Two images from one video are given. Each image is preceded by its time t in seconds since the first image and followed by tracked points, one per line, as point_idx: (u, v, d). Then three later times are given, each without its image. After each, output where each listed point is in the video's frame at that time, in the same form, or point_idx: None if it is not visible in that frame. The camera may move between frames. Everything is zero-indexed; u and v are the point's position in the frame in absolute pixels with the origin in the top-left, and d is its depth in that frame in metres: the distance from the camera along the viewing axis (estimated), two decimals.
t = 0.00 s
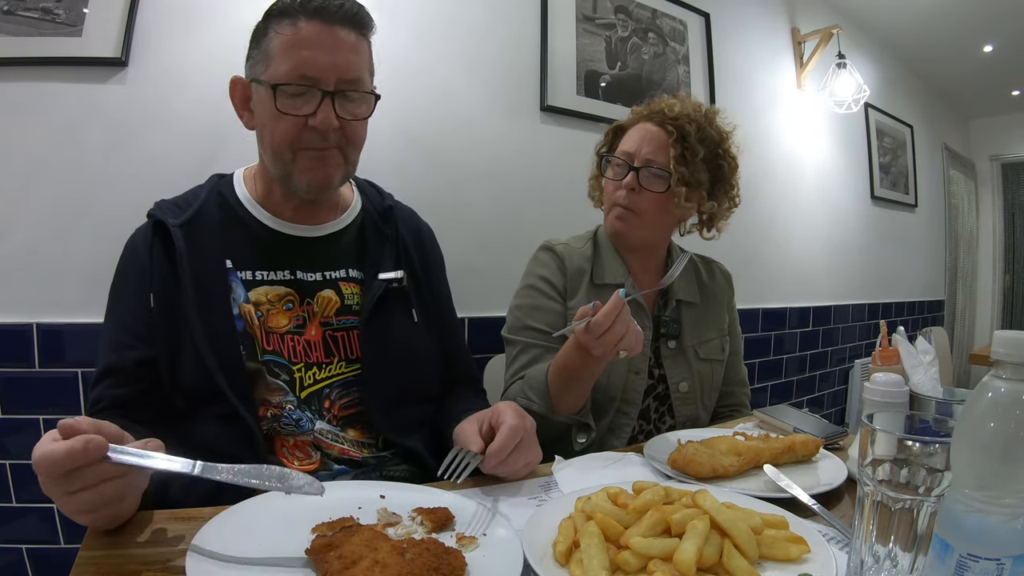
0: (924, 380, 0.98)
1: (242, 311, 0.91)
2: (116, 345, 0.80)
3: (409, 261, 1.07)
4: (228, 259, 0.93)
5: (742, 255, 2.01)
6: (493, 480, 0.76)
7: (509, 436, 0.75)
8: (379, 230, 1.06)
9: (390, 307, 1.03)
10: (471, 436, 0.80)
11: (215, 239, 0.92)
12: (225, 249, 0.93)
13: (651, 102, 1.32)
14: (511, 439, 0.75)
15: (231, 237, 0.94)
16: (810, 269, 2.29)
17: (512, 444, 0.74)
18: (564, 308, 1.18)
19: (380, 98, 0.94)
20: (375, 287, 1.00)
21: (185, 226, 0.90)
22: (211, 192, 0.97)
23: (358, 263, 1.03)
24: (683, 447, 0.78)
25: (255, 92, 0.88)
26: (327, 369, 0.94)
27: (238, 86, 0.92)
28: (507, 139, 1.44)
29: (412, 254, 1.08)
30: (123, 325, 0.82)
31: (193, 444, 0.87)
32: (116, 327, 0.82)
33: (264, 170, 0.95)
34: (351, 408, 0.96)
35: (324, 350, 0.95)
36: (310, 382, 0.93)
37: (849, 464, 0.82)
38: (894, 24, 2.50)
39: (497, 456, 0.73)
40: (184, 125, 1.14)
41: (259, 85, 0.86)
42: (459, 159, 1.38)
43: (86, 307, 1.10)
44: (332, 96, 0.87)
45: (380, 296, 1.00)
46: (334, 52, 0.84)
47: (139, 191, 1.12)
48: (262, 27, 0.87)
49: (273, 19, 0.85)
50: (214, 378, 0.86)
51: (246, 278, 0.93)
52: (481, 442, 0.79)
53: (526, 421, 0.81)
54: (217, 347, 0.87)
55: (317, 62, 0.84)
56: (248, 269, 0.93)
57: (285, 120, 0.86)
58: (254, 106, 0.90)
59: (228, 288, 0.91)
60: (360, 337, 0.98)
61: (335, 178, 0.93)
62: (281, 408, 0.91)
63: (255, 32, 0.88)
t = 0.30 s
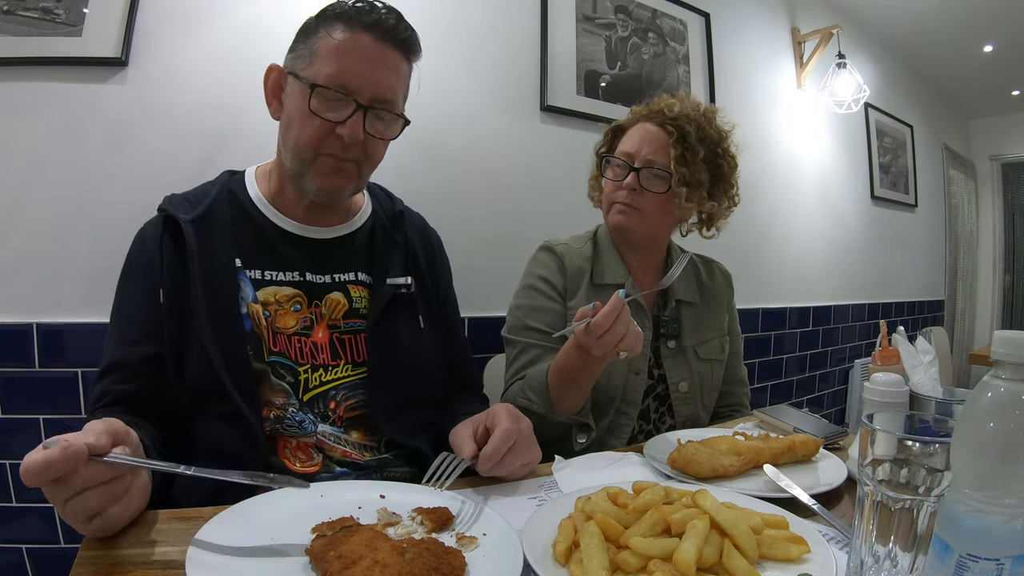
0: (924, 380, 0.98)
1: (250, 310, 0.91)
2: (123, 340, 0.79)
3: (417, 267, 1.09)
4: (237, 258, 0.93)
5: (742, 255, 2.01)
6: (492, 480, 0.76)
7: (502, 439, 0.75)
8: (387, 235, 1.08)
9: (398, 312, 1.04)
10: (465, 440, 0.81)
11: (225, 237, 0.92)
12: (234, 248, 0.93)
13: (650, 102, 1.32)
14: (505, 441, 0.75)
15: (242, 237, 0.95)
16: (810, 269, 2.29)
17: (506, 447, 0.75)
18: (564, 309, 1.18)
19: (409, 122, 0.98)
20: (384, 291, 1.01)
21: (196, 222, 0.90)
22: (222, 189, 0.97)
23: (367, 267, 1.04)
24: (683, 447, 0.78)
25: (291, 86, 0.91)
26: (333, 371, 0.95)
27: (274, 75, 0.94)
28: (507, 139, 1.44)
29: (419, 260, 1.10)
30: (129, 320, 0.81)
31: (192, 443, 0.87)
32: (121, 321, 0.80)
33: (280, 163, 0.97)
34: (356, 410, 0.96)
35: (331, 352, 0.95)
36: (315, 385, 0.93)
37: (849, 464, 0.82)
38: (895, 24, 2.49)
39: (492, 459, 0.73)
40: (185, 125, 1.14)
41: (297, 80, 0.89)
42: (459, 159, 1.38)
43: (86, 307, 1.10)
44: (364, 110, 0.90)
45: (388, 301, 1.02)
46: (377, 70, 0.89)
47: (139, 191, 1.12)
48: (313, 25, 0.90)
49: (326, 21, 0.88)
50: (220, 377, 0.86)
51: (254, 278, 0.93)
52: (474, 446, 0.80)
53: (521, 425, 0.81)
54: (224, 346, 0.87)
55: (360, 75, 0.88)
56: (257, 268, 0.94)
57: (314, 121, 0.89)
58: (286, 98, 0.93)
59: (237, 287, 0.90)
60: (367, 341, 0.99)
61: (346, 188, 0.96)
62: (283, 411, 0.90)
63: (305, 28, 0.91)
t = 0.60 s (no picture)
0: (924, 380, 0.98)
1: (261, 310, 0.91)
2: (133, 334, 0.79)
3: (427, 274, 1.10)
4: (250, 257, 0.93)
5: (742, 254, 2.01)
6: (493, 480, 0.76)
7: (500, 436, 0.75)
8: (399, 240, 1.09)
9: (407, 317, 1.04)
10: (463, 437, 0.81)
11: (238, 235, 0.91)
12: (248, 246, 0.93)
13: (650, 102, 1.32)
14: (502, 439, 0.75)
15: (255, 237, 0.95)
16: (810, 269, 2.29)
17: (504, 444, 0.75)
18: (564, 309, 1.18)
19: (428, 131, 0.99)
20: (394, 297, 1.02)
21: (211, 219, 0.90)
22: (236, 186, 0.97)
23: (378, 271, 1.05)
24: (683, 447, 0.79)
25: (314, 89, 0.92)
26: (342, 373, 0.95)
27: (297, 74, 0.96)
28: (507, 139, 1.44)
29: (430, 266, 1.10)
30: (140, 314, 0.81)
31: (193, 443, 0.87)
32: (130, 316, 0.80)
33: (298, 165, 0.98)
34: (363, 412, 0.96)
35: (340, 354, 0.96)
36: (323, 386, 0.93)
37: (849, 464, 0.82)
38: (894, 24, 2.49)
39: (489, 457, 0.73)
40: (186, 124, 1.14)
41: (320, 82, 0.90)
42: (459, 158, 1.38)
43: (86, 307, 1.10)
44: (385, 117, 0.91)
45: (398, 306, 1.03)
46: (402, 79, 0.90)
47: (139, 190, 1.12)
48: (340, 29, 0.91)
49: (354, 26, 0.89)
50: (227, 375, 0.85)
51: (266, 277, 0.93)
52: (472, 445, 0.79)
53: (518, 423, 0.81)
54: (234, 345, 0.87)
55: (384, 82, 0.89)
56: (269, 268, 0.94)
57: (335, 125, 0.90)
58: (308, 100, 0.94)
59: (250, 287, 0.90)
60: (376, 344, 0.99)
61: (362, 193, 0.96)
62: (291, 412, 0.90)
63: (332, 30, 0.92)
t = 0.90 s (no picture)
0: (924, 380, 0.99)
1: (268, 307, 0.91)
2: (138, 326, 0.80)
3: (435, 278, 1.10)
4: (258, 254, 0.93)
5: (742, 254, 2.01)
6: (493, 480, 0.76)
7: (502, 436, 0.75)
8: (407, 243, 1.09)
9: (414, 319, 1.04)
10: (465, 437, 0.81)
11: (247, 232, 0.92)
12: (256, 245, 0.93)
13: (650, 102, 1.32)
14: (505, 439, 0.75)
15: (264, 235, 0.95)
16: (810, 269, 2.29)
17: (506, 445, 0.75)
18: (564, 309, 1.18)
19: (443, 138, 1.01)
20: (401, 299, 1.02)
21: (221, 214, 0.90)
22: (247, 184, 0.97)
23: (385, 272, 1.05)
24: (683, 447, 0.79)
25: (335, 88, 0.92)
26: (346, 373, 0.95)
27: (318, 75, 0.96)
28: (507, 138, 1.44)
29: (437, 270, 1.11)
30: (146, 307, 0.82)
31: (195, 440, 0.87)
32: (139, 308, 0.81)
33: (312, 164, 0.98)
34: (366, 413, 0.96)
35: (345, 354, 0.96)
36: (327, 385, 0.93)
37: (849, 464, 0.82)
38: (895, 24, 2.49)
39: (491, 458, 0.73)
40: (186, 124, 1.14)
41: (342, 83, 0.91)
42: (458, 158, 1.38)
43: (87, 306, 1.10)
44: (404, 120, 0.92)
45: (405, 309, 1.02)
46: (423, 86, 0.92)
47: (139, 190, 1.12)
48: (364, 33, 0.92)
49: (379, 30, 0.90)
50: (231, 372, 0.85)
51: (274, 275, 0.93)
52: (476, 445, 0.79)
53: (522, 424, 0.81)
54: (239, 342, 0.86)
55: (407, 87, 0.90)
56: (277, 265, 0.94)
57: (354, 124, 0.91)
58: (328, 99, 0.94)
59: (257, 285, 0.90)
60: (381, 345, 0.99)
61: (376, 194, 0.97)
62: (294, 410, 0.90)
63: (355, 34, 0.93)
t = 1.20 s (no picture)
0: (924, 380, 0.99)
1: (270, 304, 0.91)
2: (137, 323, 0.81)
3: (436, 278, 1.10)
4: (261, 251, 0.93)
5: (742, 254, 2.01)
6: (493, 480, 0.76)
7: (503, 437, 0.75)
8: (409, 242, 1.09)
9: (415, 318, 1.05)
10: (466, 436, 0.81)
11: (250, 229, 0.92)
12: (259, 243, 0.93)
13: (650, 102, 1.32)
14: (505, 439, 0.75)
15: (266, 233, 0.95)
16: (810, 269, 2.29)
17: (506, 446, 0.75)
18: (564, 309, 1.18)
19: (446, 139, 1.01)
20: (403, 297, 1.02)
21: (224, 212, 0.91)
22: (250, 183, 0.98)
23: (387, 271, 1.06)
24: (683, 447, 0.79)
25: (339, 90, 0.92)
26: (348, 370, 0.95)
27: (321, 77, 0.96)
28: (507, 138, 1.44)
29: (438, 269, 1.11)
30: (149, 305, 0.83)
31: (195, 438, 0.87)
32: (141, 305, 0.83)
33: (315, 165, 0.98)
34: (369, 410, 0.96)
35: (347, 350, 0.96)
36: (329, 381, 0.93)
37: (849, 464, 0.82)
38: (895, 24, 2.49)
39: (491, 457, 0.73)
40: (186, 124, 1.14)
41: (346, 84, 0.91)
42: (458, 158, 1.38)
43: (86, 307, 1.10)
44: (409, 121, 0.92)
45: (407, 306, 1.03)
46: (427, 87, 0.92)
47: (139, 190, 1.12)
48: (367, 35, 0.92)
49: (382, 32, 0.90)
50: (232, 368, 0.84)
51: (277, 272, 0.93)
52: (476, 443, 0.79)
53: (523, 424, 0.81)
54: (240, 337, 0.86)
55: (411, 88, 0.90)
56: (280, 263, 0.94)
57: (359, 125, 0.91)
58: (331, 101, 0.94)
59: (260, 281, 0.90)
60: (384, 342, 0.99)
61: (380, 195, 0.97)
62: (296, 405, 0.89)
63: (358, 36, 0.93)
